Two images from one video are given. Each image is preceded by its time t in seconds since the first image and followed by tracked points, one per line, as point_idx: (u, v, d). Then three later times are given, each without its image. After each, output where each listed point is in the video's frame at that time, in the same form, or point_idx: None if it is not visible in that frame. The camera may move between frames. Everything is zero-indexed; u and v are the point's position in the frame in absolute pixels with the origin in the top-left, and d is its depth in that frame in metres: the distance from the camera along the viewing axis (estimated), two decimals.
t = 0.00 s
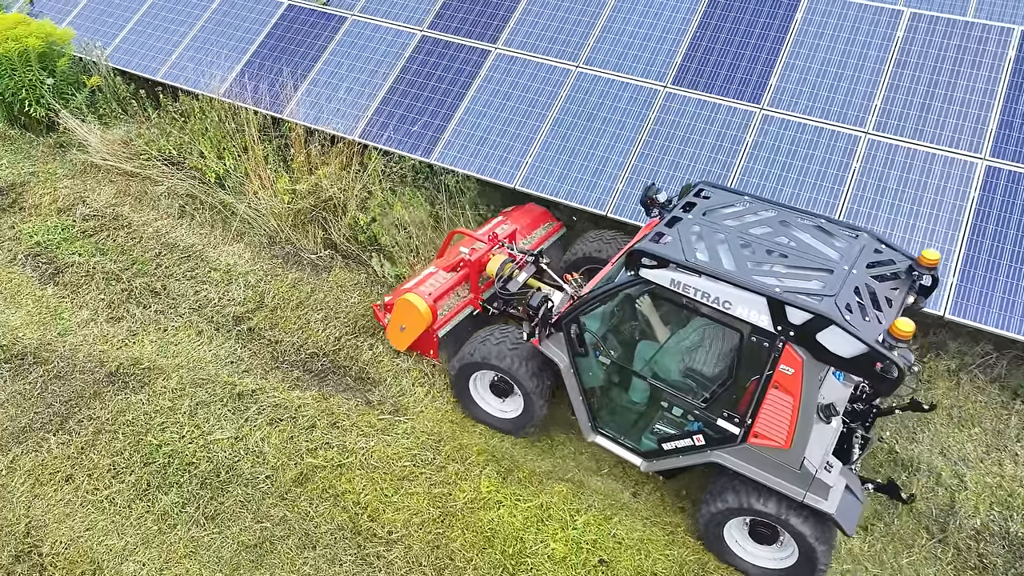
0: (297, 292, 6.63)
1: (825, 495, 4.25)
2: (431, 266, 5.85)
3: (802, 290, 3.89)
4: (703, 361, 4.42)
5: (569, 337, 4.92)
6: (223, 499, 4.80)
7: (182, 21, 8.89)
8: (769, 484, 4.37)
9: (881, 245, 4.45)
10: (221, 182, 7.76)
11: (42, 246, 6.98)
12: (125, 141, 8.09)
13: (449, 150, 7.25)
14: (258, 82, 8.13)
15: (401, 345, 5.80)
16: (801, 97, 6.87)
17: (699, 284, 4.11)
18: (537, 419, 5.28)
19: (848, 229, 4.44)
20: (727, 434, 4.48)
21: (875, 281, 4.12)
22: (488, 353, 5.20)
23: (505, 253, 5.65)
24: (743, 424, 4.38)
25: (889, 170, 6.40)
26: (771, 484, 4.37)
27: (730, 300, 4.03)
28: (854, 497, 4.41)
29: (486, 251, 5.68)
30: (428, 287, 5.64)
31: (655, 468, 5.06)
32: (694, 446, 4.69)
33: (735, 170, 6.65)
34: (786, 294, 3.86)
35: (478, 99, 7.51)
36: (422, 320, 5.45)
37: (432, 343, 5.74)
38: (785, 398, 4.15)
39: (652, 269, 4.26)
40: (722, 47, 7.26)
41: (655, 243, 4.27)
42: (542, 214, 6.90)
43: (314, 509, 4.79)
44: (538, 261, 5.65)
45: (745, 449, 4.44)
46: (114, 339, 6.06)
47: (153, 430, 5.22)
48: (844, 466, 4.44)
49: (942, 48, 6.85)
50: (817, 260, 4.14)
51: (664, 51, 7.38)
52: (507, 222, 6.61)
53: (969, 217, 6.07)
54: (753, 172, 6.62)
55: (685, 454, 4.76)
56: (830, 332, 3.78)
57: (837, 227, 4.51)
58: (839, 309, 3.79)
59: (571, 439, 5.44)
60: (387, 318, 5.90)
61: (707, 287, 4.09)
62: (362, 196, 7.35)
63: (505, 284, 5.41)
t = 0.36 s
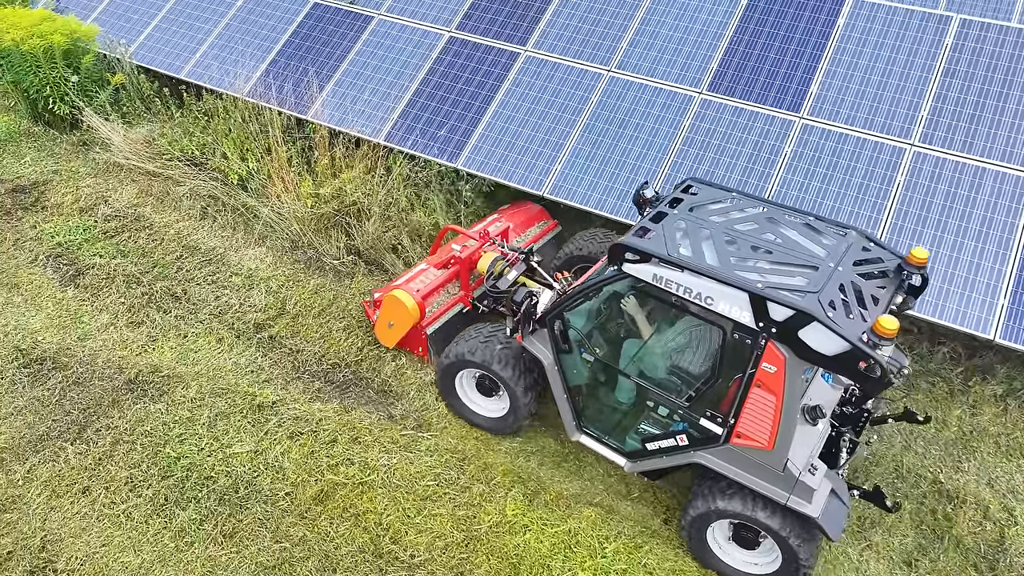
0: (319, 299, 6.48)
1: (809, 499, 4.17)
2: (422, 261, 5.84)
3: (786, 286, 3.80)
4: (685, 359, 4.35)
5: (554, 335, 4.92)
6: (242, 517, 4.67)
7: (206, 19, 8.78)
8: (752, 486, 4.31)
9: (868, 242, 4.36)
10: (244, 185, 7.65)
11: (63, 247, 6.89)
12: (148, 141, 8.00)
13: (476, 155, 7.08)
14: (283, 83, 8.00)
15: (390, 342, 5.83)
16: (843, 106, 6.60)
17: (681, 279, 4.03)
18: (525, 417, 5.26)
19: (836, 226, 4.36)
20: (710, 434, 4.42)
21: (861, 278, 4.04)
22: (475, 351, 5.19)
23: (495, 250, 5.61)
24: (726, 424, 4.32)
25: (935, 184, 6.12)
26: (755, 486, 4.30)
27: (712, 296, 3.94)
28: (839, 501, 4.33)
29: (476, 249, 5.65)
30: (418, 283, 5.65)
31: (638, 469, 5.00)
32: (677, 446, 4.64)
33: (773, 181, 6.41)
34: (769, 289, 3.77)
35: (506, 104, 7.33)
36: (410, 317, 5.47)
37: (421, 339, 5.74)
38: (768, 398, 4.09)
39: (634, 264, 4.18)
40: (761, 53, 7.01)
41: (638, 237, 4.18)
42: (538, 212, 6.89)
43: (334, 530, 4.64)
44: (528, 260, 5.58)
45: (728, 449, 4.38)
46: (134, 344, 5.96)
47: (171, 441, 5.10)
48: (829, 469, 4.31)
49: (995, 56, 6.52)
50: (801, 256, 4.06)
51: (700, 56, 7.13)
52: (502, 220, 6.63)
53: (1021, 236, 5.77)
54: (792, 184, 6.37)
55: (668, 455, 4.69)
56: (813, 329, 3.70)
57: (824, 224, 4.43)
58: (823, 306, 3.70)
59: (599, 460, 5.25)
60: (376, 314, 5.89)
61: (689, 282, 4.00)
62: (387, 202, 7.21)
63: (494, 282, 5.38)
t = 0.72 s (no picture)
0: (340, 310, 6.31)
1: (791, 514, 4.05)
2: (412, 260, 5.70)
3: (767, 296, 3.70)
4: (666, 368, 4.30)
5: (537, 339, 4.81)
6: (258, 542, 4.51)
7: (230, 19, 8.64)
8: (732, 499, 4.18)
9: (859, 252, 4.25)
10: (265, 190, 7.50)
11: (82, 251, 6.78)
12: (169, 143, 7.87)
13: (503, 164, 6.88)
14: (306, 85, 7.83)
15: (376, 341, 5.69)
16: (888, 119, 6.29)
17: (661, 287, 3.96)
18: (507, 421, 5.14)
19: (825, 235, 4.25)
20: (692, 445, 4.33)
21: (848, 289, 3.92)
22: (458, 353, 5.08)
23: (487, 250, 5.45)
24: (708, 436, 4.22)
25: (988, 204, 5.77)
26: (736, 500, 4.17)
27: (693, 305, 3.87)
28: (823, 517, 4.24)
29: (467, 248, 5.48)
30: (406, 282, 5.50)
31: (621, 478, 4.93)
32: (660, 456, 4.57)
33: (814, 197, 6.13)
34: (750, 299, 3.67)
35: (535, 111, 7.10)
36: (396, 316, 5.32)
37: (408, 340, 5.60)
38: (750, 410, 3.96)
39: (615, 270, 4.12)
40: (802, 62, 6.71)
41: (619, 243, 4.11)
42: (534, 212, 6.71)
43: (353, 559, 4.46)
44: (518, 261, 5.39)
45: (709, 461, 4.29)
46: (151, 355, 5.82)
47: (187, 459, 4.95)
48: (814, 483, 4.23)
49: None
50: (786, 265, 3.95)
51: (738, 63, 6.84)
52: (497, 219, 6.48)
53: None
54: (834, 200, 6.09)
55: (651, 464, 4.63)
56: (793, 341, 3.59)
57: (815, 233, 4.33)
58: (805, 317, 3.59)
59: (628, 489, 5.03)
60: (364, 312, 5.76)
61: (669, 290, 3.93)
62: (410, 211, 7.07)
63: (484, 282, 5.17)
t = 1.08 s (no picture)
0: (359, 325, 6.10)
1: (775, 535, 3.96)
2: (405, 260, 5.59)
3: (751, 310, 3.65)
4: (649, 381, 4.25)
5: (523, 347, 4.72)
6: None
7: (251, 20, 8.45)
8: (715, 518, 4.11)
9: (849, 264, 4.21)
10: (284, 198, 7.32)
11: (97, 259, 6.63)
12: (188, 147, 7.72)
13: (529, 176, 6.65)
14: (328, 90, 7.64)
15: (363, 342, 5.58)
16: (937, 136, 5.96)
17: (643, 297, 3.92)
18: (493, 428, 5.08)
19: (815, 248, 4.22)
20: (676, 461, 4.26)
21: (836, 304, 3.89)
22: (443, 358, 4.99)
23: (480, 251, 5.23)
24: (691, 452, 4.15)
25: None
26: (718, 518, 4.11)
27: (674, 317, 3.83)
28: (809, 537, 4.19)
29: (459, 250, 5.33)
30: (396, 282, 5.40)
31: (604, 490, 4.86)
32: (643, 471, 4.49)
33: (857, 218, 5.83)
34: (732, 313, 3.62)
35: (564, 120, 6.85)
36: (382, 317, 5.21)
37: (396, 341, 5.49)
38: (733, 428, 3.87)
39: (598, 278, 4.08)
40: (847, 73, 6.39)
41: (601, 251, 4.07)
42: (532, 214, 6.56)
43: None
44: (511, 264, 5.09)
45: (692, 478, 4.22)
46: (165, 370, 5.65)
47: (200, 483, 4.77)
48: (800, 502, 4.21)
49: None
50: (773, 279, 3.91)
51: (778, 74, 6.54)
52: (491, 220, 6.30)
53: None
54: (879, 222, 5.78)
55: (634, 478, 4.55)
56: (775, 358, 3.54)
57: (805, 245, 4.30)
58: (789, 332, 3.54)
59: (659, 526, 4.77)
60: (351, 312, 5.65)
61: (651, 301, 3.90)
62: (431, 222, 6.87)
63: (475, 284, 4.88)
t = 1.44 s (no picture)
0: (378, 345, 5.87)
1: (760, 559, 3.89)
2: (395, 263, 5.53)
3: (739, 326, 3.54)
4: (633, 395, 4.12)
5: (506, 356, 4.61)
6: None
7: (274, 22, 8.25)
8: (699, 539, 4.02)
9: (844, 279, 4.10)
10: (304, 208, 7.12)
11: (113, 268, 6.45)
12: (208, 154, 7.54)
13: (558, 190, 6.38)
14: (351, 96, 7.41)
15: (349, 345, 5.48)
16: (995, 157, 5.57)
17: (628, 309, 3.82)
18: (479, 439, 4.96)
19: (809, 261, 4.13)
20: (661, 478, 4.15)
21: (828, 320, 3.78)
22: (428, 367, 4.85)
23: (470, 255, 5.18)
24: (676, 469, 4.04)
25: None
26: (703, 539, 4.01)
27: (659, 330, 3.72)
28: (797, 561, 4.06)
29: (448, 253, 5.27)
30: (384, 285, 5.32)
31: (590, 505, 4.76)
32: (627, 487, 4.39)
33: (907, 243, 5.49)
34: (718, 328, 3.51)
35: (595, 132, 6.57)
36: (368, 320, 5.10)
37: (381, 346, 5.39)
38: (717, 447, 3.72)
39: (581, 288, 3.98)
40: (896, 88, 6.05)
41: (586, 260, 3.96)
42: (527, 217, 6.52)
43: None
44: (501, 269, 5.04)
45: (678, 496, 4.13)
46: (179, 388, 5.45)
47: (212, 514, 4.57)
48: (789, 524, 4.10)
49: None
50: (763, 292, 3.81)
51: (822, 88, 6.20)
52: (485, 223, 6.27)
53: None
54: (931, 248, 5.43)
55: (618, 494, 4.45)
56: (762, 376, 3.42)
57: (799, 258, 4.20)
58: (777, 350, 3.44)
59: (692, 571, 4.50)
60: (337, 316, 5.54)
61: (635, 313, 3.80)
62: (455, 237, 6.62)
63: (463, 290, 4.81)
